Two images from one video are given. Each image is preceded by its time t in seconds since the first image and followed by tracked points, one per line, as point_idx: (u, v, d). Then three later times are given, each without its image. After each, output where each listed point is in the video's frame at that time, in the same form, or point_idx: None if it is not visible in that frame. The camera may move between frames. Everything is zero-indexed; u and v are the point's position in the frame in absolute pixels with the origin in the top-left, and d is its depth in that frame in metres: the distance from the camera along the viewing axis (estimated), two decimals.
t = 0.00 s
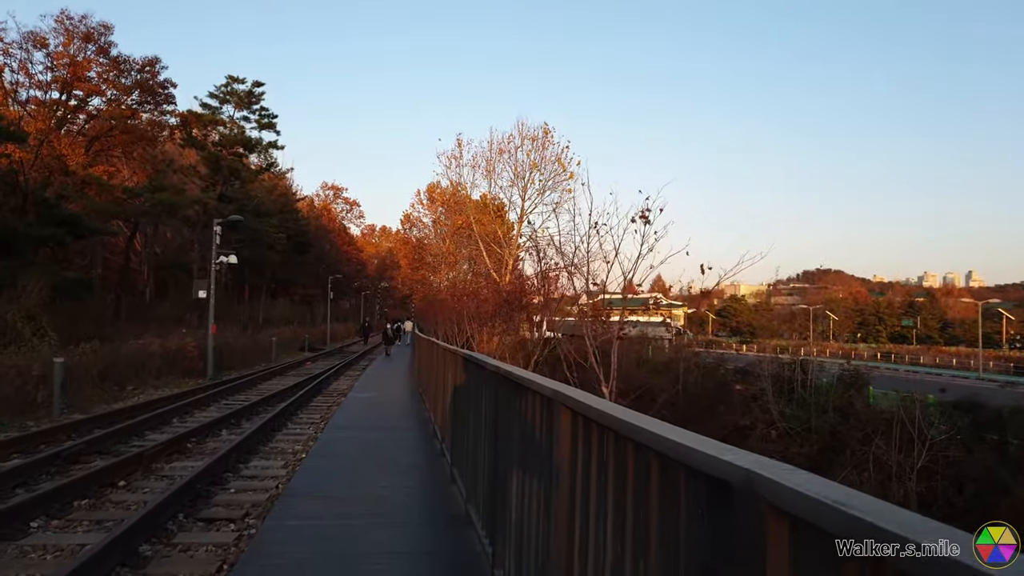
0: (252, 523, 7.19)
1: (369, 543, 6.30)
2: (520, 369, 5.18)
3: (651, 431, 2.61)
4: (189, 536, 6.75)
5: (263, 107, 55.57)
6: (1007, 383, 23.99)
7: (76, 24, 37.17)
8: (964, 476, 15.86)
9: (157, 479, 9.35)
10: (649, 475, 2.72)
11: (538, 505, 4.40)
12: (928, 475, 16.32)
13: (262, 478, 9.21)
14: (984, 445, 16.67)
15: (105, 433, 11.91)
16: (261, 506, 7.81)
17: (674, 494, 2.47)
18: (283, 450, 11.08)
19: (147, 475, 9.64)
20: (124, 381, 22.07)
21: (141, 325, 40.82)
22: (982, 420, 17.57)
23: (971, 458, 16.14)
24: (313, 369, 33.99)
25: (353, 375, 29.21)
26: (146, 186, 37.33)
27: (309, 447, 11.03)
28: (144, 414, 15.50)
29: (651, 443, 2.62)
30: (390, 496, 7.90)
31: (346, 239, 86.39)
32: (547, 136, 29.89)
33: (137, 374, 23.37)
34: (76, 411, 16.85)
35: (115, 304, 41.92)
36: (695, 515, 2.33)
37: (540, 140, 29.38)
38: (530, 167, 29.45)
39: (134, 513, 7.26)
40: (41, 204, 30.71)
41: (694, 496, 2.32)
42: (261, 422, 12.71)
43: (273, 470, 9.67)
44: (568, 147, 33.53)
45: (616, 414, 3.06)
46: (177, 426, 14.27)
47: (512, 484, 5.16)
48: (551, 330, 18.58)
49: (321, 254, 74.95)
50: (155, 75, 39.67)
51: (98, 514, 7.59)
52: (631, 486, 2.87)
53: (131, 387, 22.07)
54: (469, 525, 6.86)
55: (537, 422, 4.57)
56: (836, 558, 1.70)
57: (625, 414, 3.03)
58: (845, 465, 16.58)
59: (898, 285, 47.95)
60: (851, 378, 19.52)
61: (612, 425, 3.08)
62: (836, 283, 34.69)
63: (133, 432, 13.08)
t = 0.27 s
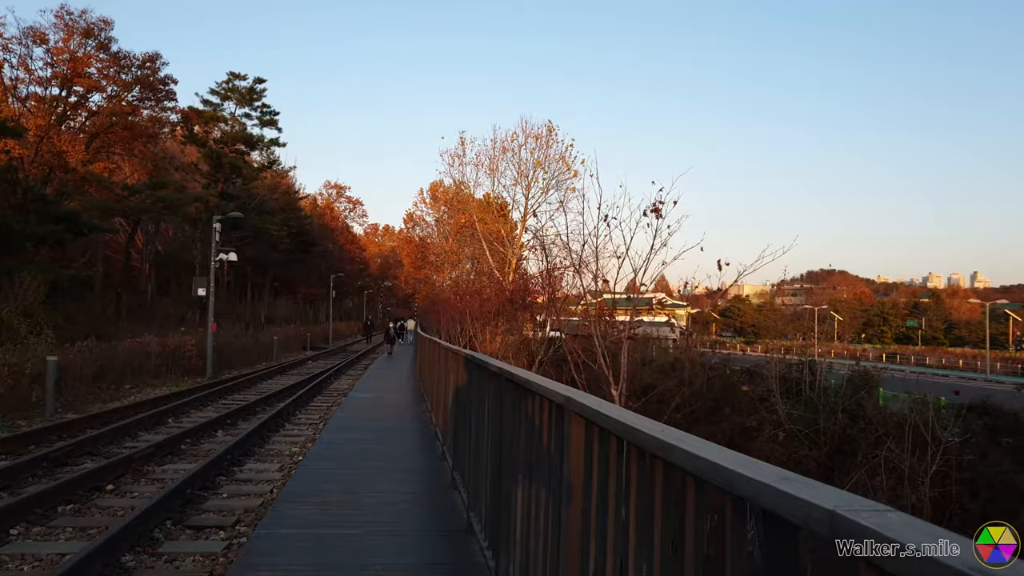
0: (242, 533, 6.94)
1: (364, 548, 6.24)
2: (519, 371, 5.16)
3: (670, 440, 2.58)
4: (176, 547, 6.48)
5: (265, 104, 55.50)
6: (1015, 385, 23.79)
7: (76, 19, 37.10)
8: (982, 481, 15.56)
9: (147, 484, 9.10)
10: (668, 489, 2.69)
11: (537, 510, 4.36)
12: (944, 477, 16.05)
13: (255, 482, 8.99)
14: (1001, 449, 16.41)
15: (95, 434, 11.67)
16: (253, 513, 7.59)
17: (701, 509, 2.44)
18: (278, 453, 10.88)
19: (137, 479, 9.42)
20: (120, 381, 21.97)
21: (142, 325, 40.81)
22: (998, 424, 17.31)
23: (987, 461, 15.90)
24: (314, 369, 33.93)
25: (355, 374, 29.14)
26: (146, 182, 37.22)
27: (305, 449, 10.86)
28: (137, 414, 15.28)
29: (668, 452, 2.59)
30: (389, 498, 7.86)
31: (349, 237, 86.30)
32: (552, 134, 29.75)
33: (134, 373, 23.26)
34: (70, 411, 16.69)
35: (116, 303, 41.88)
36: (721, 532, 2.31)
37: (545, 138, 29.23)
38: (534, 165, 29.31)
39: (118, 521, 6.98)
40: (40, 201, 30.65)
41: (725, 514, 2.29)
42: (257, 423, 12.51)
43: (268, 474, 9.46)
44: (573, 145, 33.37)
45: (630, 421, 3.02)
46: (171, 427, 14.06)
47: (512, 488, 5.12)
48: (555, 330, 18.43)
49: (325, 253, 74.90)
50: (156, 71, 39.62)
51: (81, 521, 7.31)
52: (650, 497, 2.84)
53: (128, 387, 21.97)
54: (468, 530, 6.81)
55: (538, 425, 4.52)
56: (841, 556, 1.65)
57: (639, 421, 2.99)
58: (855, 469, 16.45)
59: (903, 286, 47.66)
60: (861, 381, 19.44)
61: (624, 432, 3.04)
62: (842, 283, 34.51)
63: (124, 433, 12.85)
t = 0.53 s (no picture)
0: (232, 545, 6.67)
1: (367, 548, 6.35)
2: (518, 374, 5.28)
3: (659, 450, 2.68)
4: (162, 561, 6.20)
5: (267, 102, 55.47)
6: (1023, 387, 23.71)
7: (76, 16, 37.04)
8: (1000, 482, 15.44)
9: (137, 492, 8.84)
10: (654, 496, 2.80)
11: (539, 514, 4.48)
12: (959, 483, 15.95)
13: (250, 491, 8.71)
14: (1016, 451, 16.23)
15: (85, 439, 11.33)
16: (247, 523, 7.31)
17: (683, 517, 2.55)
18: (275, 459, 10.61)
19: (126, 486, 9.13)
20: (117, 381, 21.90)
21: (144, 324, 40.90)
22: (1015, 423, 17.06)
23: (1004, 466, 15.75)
24: (315, 368, 33.98)
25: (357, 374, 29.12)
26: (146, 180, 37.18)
27: (304, 454, 10.65)
28: (130, 418, 14.95)
29: (657, 461, 2.70)
30: (394, 498, 7.98)
31: (352, 236, 86.32)
32: (555, 131, 29.66)
33: (133, 373, 23.21)
34: (63, 413, 16.48)
35: (117, 302, 41.88)
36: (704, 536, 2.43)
37: (548, 136, 29.16)
38: (536, 163, 29.23)
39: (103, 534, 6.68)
40: (39, 199, 30.63)
41: (706, 522, 2.40)
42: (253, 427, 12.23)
43: (264, 481, 9.19)
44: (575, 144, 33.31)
45: (622, 428, 3.12)
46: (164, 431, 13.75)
47: (515, 491, 5.23)
48: (558, 329, 18.27)
49: (327, 251, 74.93)
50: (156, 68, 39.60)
51: (64, 533, 6.99)
52: (636, 504, 2.95)
53: (125, 388, 21.88)
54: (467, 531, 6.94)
55: (539, 428, 4.61)
56: (831, 559, 1.77)
57: (631, 428, 3.09)
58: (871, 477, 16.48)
59: (906, 285, 47.55)
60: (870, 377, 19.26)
61: (616, 439, 3.14)
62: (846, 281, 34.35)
63: (116, 438, 12.53)
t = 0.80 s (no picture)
0: (228, 557, 6.41)
1: (351, 547, 6.28)
2: (517, 368, 5.28)
3: (664, 441, 2.68)
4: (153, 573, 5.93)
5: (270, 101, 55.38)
6: None
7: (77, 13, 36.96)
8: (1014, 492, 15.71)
9: (131, 497, 8.61)
10: (654, 488, 2.83)
11: (535, 506, 4.46)
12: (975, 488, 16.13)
13: (249, 496, 8.52)
14: None
15: (79, 442, 11.10)
16: (244, 531, 7.10)
17: (690, 507, 2.55)
18: (275, 463, 10.44)
19: (120, 492, 8.90)
20: (116, 381, 21.82)
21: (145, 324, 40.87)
22: None
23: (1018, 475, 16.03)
24: (317, 369, 33.94)
25: (358, 375, 29.10)
26: (147, 179, 37.13)
27: (305, 457, 10.50)
28: (125, 420, 14.74)
29: (662, 453, 2.69)
30: (397, 497, 7.99)
31: (354, 236, 86.31)
32: (558, 131, 29.55)
33: (132, 373, 23.14)
34: (59, 414, 16.35)
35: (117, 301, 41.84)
36: (703, 528, 2.47)
37: (552, 136, 29.07)
38: (540, 163, 29.13)
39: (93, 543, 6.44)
40: (39, 197, 30.57)
41: (712, 515, 2.40)
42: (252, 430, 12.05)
43: (263, 486, 9.00)
44: (578, 143, 33.22)
45: (625, 420, 3.11)
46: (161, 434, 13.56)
47: (510, 485, 5.23)
48: (562, 327, 18.25)
49: (330, 251, 74.91)
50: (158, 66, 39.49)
51: (52, 543, 6.75)
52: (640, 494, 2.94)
53: (124, 388, 21.79)
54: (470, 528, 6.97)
55: (536, 421, 4.58)
56: (835, 557, 1.80)
57: (635, 422, 3.10)
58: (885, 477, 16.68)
59: (909, 286, 47.43)
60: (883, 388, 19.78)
61: (618, 431, 3.13)
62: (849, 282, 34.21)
63: (111, 440, 12.32)
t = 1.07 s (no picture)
0: None
1: (351, 554, 6.17)
2: (521, 372, 5.26)
3: (663, 446, 2.65)
4: None
5: (271, 101, 55.31)
6: None
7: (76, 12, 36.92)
8: None
9: (120, 509, 8.34)
10: (655, 490, 2.79)
11: (541, 511, 4.43)
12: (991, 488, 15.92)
13: (246, 508, 8.27)
14: None
15: (70, 450, 10.82)
16: (239, 548, 6.79)
17: (689, 510, 2.51)
18: (273, 473, 10.21)
19: (110, 503, 8.63)
20: (113, 385, 21.69)
21: (145, 325, 40.80)
22: None
23: None
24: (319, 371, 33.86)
25: (360, 377, 28.97)
26: (147, 179, 37.08)
27: (305, 466, 10.30)
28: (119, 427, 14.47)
29: (660, 457, 2.67)
30: (400, 503, 7.92)
31: (356, 237, 86.29)
32: (561, 130, 29.45)
33: (129, 376, 23.02)
34: (51, 420, 16.13)
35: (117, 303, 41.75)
36: (702, 531, 2.43)
37: (554, 135, 28.96)
38: (542, 163, 29.03)
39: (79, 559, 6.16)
40: (38, 198, 30.52)
41: (706, 516, 2.38)
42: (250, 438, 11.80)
43: (260, 497, 8.76)
44: (582, 143, 33.13)
45: (629, 426, 3.09)
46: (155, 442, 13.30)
47: (513, 488, 5.20)
48: (564, 329, 18.15)
49: (333, 252, 74.86)
50: (158, 65, 39.44)
51: (36, 559, 6.46)
52: (640, 495, 2.91)
53: (120, 392, 21.66)
54: (474, 536, 6.91)
55: (540, 426, 4.55)
56: (834, 559, 1.75)
57: (637, 426, 3.06)
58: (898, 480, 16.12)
59: (914, 285, 47.25)
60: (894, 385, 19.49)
61: (619, 435, 3.10)
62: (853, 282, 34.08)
63: (104, 448, 12.08)
